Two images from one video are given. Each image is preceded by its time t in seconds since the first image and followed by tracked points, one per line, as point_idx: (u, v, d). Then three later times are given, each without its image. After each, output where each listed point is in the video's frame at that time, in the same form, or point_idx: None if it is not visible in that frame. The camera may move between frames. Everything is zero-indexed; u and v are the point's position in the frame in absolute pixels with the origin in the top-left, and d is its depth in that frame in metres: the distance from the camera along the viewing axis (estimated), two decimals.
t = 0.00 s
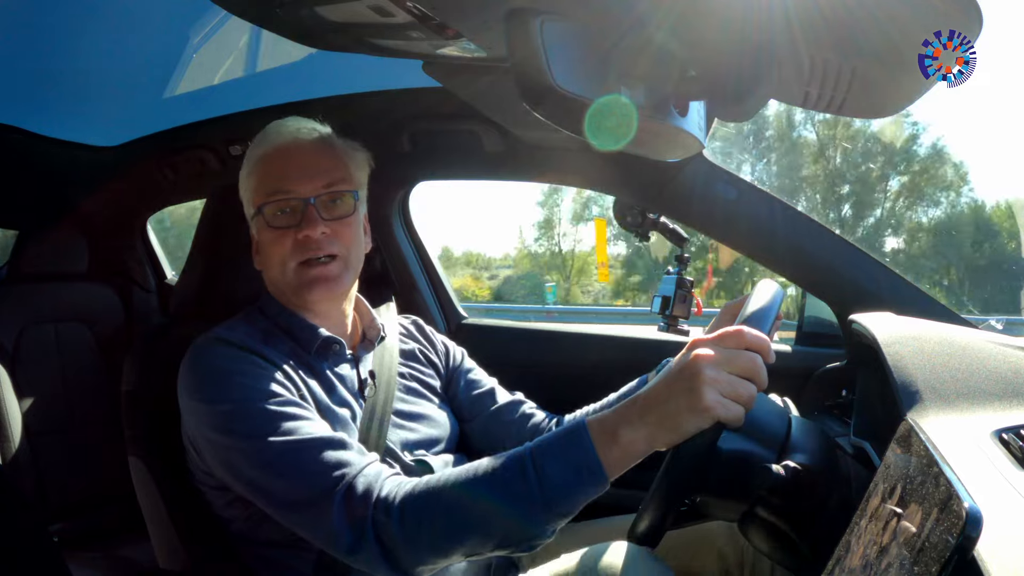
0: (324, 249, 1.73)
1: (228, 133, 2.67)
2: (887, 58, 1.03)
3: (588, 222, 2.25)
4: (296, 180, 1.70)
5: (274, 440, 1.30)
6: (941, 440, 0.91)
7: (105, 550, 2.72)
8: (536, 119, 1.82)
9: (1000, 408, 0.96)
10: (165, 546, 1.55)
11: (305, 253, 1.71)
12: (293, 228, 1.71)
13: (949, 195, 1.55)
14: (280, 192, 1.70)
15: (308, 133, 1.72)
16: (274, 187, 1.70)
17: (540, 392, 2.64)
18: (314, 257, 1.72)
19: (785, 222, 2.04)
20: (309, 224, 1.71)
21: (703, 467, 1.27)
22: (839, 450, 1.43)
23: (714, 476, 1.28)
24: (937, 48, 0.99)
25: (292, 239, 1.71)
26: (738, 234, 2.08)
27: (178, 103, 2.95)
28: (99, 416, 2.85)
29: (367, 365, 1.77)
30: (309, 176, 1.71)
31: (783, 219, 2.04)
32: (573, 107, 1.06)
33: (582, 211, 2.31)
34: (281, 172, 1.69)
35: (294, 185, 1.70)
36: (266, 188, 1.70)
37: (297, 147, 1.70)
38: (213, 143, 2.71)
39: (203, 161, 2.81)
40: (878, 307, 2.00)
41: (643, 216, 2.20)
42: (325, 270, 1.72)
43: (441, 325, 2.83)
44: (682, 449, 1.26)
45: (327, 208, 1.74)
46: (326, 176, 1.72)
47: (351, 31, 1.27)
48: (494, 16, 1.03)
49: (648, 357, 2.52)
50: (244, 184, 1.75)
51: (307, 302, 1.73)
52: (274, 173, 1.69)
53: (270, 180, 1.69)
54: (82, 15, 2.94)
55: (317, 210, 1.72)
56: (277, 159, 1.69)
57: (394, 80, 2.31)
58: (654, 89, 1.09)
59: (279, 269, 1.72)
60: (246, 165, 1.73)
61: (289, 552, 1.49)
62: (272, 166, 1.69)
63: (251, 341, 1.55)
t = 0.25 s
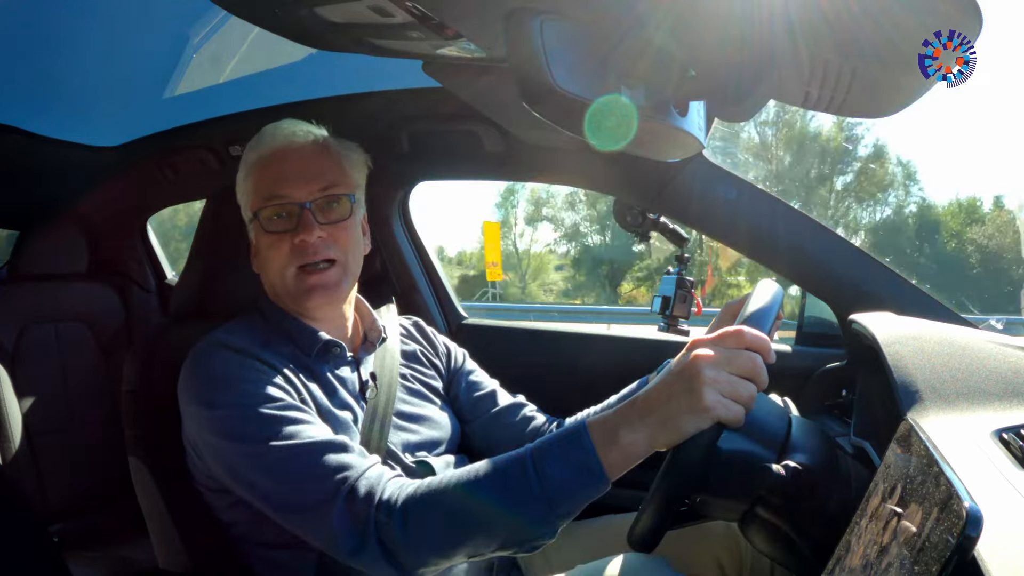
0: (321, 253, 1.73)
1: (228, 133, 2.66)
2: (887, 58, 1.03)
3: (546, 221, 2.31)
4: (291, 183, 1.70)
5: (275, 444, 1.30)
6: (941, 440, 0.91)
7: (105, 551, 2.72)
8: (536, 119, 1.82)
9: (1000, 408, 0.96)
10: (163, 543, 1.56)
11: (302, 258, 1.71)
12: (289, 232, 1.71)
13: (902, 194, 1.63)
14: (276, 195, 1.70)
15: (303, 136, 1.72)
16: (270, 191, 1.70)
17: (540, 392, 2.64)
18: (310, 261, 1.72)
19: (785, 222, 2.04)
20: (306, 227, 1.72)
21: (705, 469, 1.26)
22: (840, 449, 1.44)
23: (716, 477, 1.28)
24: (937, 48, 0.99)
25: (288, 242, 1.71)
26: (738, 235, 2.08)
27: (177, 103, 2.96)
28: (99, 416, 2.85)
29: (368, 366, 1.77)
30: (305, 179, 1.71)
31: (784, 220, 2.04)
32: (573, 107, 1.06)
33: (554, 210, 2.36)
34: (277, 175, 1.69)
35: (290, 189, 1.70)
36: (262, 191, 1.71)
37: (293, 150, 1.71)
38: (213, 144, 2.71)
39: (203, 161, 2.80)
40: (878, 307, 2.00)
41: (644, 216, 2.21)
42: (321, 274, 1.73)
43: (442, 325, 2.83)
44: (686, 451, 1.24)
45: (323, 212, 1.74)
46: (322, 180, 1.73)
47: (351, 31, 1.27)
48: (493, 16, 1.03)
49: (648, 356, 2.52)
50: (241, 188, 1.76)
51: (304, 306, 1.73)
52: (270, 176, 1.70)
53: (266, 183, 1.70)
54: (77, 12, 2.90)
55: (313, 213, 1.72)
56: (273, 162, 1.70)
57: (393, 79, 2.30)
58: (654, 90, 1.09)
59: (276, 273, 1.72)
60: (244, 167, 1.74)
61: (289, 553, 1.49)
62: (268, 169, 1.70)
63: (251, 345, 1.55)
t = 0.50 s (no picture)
0: (356, 260, 1.73)
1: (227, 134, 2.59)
2: (887, 58, 1.03)
3: (501, 222, 2.48)
4: (335, 189, 1.68)
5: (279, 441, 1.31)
6: (941, 440, 0.91)
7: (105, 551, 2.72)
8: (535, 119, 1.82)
9: (1000, 407, 0.96)
10: (164, 544, 1.55)
11: (339, 262, 1.71)
12: (330, 237, 1.70)
13: (850, 194, 1.82)
14: (320, 198, 1.68)
15: (343, 141, 1.70)
16: (309, 194, 1.67)
17: (540, 392, 2.64)
18: (346, 266, 1.72)
19: (785, 223, 2.04)
20: (347, 234, 1.71)
21: (705, 467, 1.27)
22: (839, 450, 1.44)
23: (716, 476, 1.29)
24: (937, 48, 0.99)
25: (327, 246, 1.70)
26: (738, 235, 2.08)
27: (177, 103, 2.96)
28: (99, 416, 2.85)
29: (368, 368, 1.77)
30: (348, 186, 1.69)
31: (783, 221, 2.04)
32: (573, 107, 1.06)
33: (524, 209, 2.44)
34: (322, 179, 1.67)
35: (333, 194, 1.68)
36: (305, 193, 1.67)
37: (341, 155, 1.70)
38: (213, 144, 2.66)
39: (204, 162, 2.77)
40: (878, 307, 2.00)
41: (644, 216, 2.22)
42: (355, 280, 1.73)
43: (442, 325, 2.84)
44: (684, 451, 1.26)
45: (360, 219, 1.73)
46: (365, 188, 1.73)
47: (351, 31, 1.27)
48: (493, 16, 1.03)
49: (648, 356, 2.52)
50: (267, 182, 1.69)
51: (332, 307, 1.74)
52: (316, 179, 1.67)
53: (310, 186, 1.67)
54: (82, 12, 2.99)
55: (354, 220, 1.72)
56: (321, 165, 1.67)
57: (392, 80, 2.30)
58: (655, 89, 1.08)
59: (307, 275, 1.70)
60: (279, 162, 1.67)
61: (289, 553, 1.49)
62: (309, 171, 1.66)
63: (253, 344, 1.55)
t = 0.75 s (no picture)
0: (379, 269, 1.70)
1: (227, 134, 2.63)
2: (887, 58, 1.03)
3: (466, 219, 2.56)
4: (368, 197, 1.67)
5: (275, 448, 1.31)
6: (940, 440, 0.92)
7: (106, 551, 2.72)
8: (535, 118, 1.82)
9: (1000, 407, 0.96)
10: (163, 542, 1.55)
11: (364, 270, 1.67)
12: (359, 243, 1.67)
13: (800, 196, 1.98)
14: (352, 202, 1.66)
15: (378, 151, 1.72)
16: (343, 198, 1.65)
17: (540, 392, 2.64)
18: (370, 274, 1.69)
19: (785, 224, 2.04)
20: (376, 242, 1.69)
21: (704, 467, 1.27)
22: (839, 450, 1.43)
23: (717, 476, 1.29)
24: (937, 48, 0.99)
25: (354, 252, 1.67)
26: (737, 234, 2.08)
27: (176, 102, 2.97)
28: (99, 416, 2.85)
29: (371, 369, 1.77)
30: (379, 195, 1.69)
31: (784, 222, 2.04)
32: (573, 107, 1.06)
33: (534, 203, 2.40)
34: (358, 183, 1.66)
35: (366, 202, 1.67)
36: (336, 195, 1.65)
37: (373, 162, 1.70)
38: (213, 143, 2.68)
39: (204, 162, 2.78)
40: (878, 307, 2.00)
41: (644, 216, 2.22)
42: (377, 289, 1.70)
43: (441, 326, 2.84)
44: (684, 452, 1.26)
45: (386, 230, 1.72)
46: (392, 198, 1.72)
47: (351, 31, 1.27)
48: (493, 16, 1.03)
49: (648, 357, 2.52)
50: (299, 179, 1.66)
51: (350, 314, 1.70)
52: (350, 182, 1.66)
53: (344, 189, 1.65)
54: (82, 12, 2.95)
55: (383, 229, 1.70)
56: (355, 170, 1.67)
57: (393, 80, 2.30)
58: (655, 89, 1.08)
59: (331, 278, 1.66)
60: (312, 161, 1.66)
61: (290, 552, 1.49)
62: (345, 175, 1.66)
63: (255, 347, 1.55)
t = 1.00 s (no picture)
0: (387, 260, 1.75)
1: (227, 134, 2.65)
2: (886, 58, 1.03)
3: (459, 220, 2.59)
4: (380, 189, 1.71)
5: (277, 449, 1.31)
6: (940, 440, 0.92)
7: (105, 551, 2.72)
8: (536, 118, 1.82)
9: (1000, 407, 0.96)
10: (163, 543, 1.55)
11: (377, 260, 1.72)
12: (371, 234, 1.70)
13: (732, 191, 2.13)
14: (366, 194, 1.69)
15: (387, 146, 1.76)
16: (356, 190, 1.68)
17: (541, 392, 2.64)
18: (380, 265, 1.73)
19: (786, 224, 2.05)
20: (387, 234, 1.72)
21: (703, 468, 1.28)
22: (839, 450, 1.44)
23: (717, 476, 1.29)
24: (937, 48, 0.99)
25: (366, 243, 1.70)
26: (738, 234, 2.08)
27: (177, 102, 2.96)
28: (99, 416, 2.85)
29: (371, 371, 1.77)
30: (390, 188, 1.73)
31: (784, 222, 2.05)
32: (573, 107, 1.06)
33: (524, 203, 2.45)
34: (370, 176, 1.70)
35: (378, 194, 1.71)
36: (350, 187, 1.68)
37: (382, 157, 1.74)
38: (213, 143, 2.71)
39: (203, 161, 2.81)
40: (878, 307, 2.00)
41: (644, 216, 2.18)
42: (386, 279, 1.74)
43: (441, 326, 2.84)
44: (684, 450, 1.26)
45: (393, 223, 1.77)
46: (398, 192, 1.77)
47: (351, 31, 1.27)
48: (493, 16, 1.03)
49: (648, 357, 2.52)
50: (312, 174, 1.68)
51: (360, 306, 1.72)
52: (363, 176, 1.69)
53: (358, 182, 1.69)
54: (82, 12, 2.98)
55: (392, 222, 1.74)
56: (366, 164, 1.71)
57: (393, 80, 2.30)
58: (656, 89, 1.07)
59: (344, 269, 1.68)
60: (324, 156, 1.69)
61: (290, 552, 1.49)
62: (357, 169, 1.70)
63: (257, 347, 1.55)
